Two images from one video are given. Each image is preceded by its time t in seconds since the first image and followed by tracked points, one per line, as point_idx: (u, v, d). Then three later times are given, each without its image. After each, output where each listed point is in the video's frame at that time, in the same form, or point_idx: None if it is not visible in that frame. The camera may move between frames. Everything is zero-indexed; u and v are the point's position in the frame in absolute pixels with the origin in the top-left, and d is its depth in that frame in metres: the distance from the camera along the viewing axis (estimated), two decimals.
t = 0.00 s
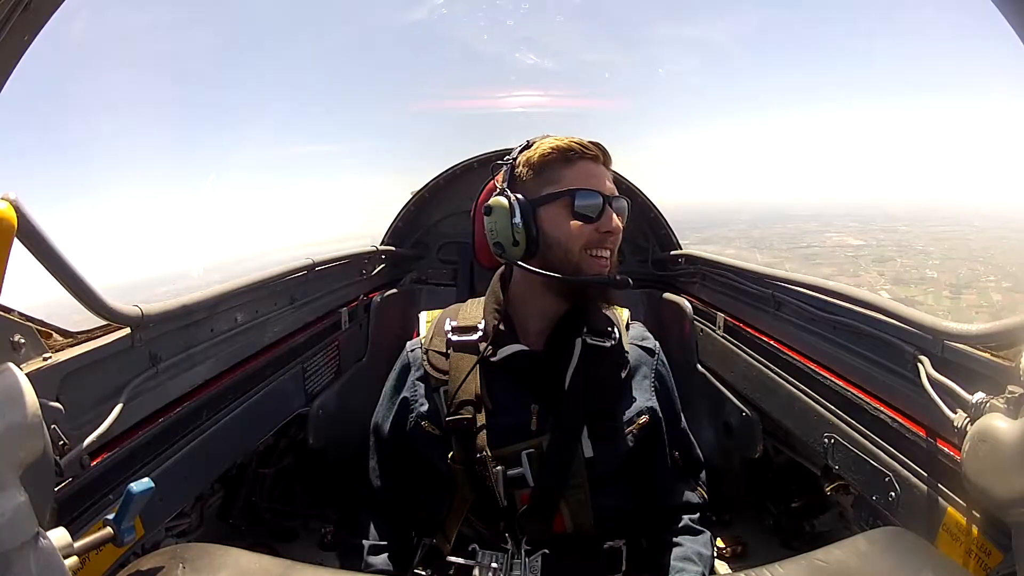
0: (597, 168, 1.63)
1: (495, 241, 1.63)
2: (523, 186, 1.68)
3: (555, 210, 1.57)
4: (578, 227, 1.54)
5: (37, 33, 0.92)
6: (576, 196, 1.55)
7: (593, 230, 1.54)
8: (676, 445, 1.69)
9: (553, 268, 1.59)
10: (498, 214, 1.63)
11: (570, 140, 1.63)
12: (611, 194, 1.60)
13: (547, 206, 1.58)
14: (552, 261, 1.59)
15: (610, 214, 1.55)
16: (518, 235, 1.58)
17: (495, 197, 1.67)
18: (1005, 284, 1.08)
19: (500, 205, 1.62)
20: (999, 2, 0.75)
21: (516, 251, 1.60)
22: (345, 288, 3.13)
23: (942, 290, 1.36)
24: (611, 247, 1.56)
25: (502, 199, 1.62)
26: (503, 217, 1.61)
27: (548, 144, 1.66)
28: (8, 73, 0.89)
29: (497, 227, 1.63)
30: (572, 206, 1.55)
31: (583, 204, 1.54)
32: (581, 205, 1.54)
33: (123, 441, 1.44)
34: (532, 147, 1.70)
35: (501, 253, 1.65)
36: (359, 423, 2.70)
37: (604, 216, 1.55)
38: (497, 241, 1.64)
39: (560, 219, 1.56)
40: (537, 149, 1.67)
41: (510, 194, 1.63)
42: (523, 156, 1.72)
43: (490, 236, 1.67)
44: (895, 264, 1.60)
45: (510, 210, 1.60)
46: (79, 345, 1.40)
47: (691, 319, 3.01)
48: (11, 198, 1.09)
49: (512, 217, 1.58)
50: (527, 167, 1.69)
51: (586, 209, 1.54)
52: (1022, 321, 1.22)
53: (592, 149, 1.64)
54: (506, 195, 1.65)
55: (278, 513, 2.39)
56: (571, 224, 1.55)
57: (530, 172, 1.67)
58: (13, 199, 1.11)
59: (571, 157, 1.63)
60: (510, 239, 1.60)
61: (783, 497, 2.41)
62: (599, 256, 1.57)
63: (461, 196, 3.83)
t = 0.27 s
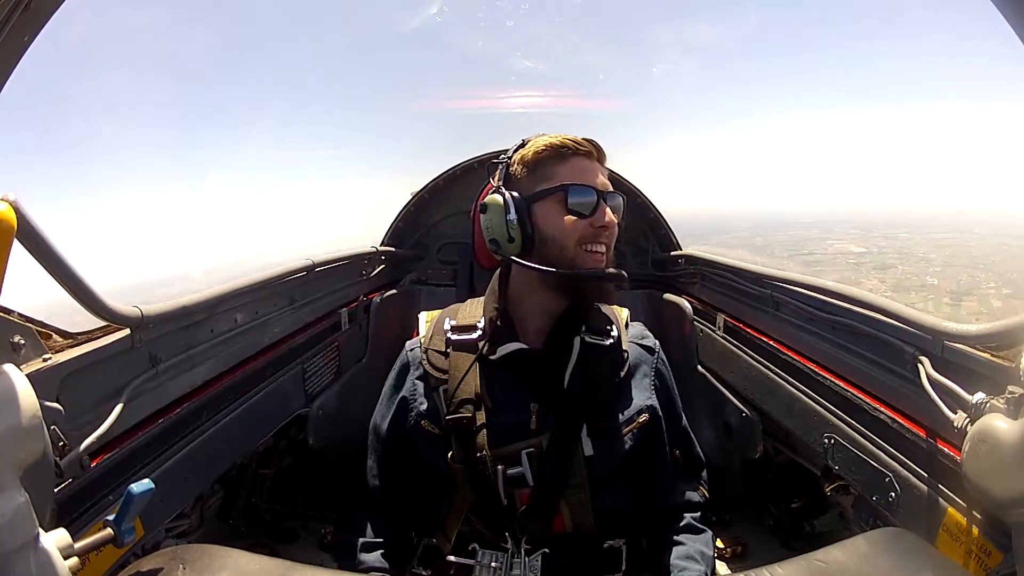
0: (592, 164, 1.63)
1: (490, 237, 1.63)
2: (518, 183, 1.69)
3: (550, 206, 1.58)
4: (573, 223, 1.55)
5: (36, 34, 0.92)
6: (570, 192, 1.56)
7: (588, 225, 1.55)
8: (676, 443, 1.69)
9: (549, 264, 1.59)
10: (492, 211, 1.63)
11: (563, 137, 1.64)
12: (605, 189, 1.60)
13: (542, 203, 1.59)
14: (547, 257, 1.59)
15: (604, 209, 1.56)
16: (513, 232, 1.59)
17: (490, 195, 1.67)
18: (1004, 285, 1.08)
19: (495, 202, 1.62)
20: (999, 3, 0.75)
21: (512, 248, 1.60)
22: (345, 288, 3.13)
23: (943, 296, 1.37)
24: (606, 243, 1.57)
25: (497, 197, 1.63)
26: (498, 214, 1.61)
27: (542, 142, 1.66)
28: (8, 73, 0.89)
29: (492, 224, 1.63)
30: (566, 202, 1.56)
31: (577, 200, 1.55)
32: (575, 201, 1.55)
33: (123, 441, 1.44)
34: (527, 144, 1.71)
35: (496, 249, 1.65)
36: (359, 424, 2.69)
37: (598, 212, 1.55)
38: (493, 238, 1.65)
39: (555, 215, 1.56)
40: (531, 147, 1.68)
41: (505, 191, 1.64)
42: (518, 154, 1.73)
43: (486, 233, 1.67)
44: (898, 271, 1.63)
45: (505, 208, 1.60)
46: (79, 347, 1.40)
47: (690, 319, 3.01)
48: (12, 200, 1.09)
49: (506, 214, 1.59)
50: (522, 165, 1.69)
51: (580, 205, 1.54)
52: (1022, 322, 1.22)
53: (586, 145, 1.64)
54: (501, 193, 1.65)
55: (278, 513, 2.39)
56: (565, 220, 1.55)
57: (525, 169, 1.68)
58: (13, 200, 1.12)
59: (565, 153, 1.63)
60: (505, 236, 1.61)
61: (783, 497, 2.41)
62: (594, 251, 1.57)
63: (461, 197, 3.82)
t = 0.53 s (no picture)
0: (587, 160, 1.63)
1: (486, 234, 1.64)
2: (514, 181, 1.70)
3: (544, 203, 1.59)
4: (567, 219, 1.55)
5: (36, 34, 0.92)
6: (563, 188, 1.56)
7: (582, 222, 1.55)
8: (676, 441, 1.69)
9: (545, 260, 1.60)
10: (488, 208, 1.64)
11: (558, 134, 1.64)
12: (600, 185, 1.60)
13: (537, 199, 1.60)
14: (543, 255, 1.60)
15: (599, 205, 1.56)
16: (507, 228, 1.60)
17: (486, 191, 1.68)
18: (1004, 284, 1.08)
19: (490, 198, 1.63)
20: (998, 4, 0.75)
21: (507, 244, 1.61)
22: (345, 288, 3.13)
23: (945, 301, 1.44)
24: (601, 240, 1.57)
25: (493, 194, 1.64)
26: (493, 211, 1.62)
27: (537, 139, 1.67)
28: (9, 73, 0.89)
29: (487, 220, 1.64)
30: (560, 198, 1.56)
31: (572, 196, 1.55)
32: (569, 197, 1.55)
33: (124, 441, 1.44)
34: (523, 142, 1.71)
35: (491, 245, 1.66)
36: (361, 424, 2.69)
37: (593, 208, 1.55)
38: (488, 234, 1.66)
39: (549, 212, 1.57)
40: (528, 144, 1.69)
41: (501, 188, 1.65)
42: (515, 152, 1.74)
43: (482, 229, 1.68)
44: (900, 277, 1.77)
45: (501, 204, 1.61)
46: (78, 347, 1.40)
47: (688, 318, 3.01)
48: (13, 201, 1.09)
49: (501, 210, 1.60)
50: (518, 162, 1.70)
51: (574, 201, 1.55)
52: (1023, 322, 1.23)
53: (581, 142, 1.64)
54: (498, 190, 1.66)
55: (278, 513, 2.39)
56: (560, 217, 1.56)
57: (521, 167, 1.68)
58: (14, 201, 1.11)
59: (561, 150, 1.63)
60: (501, 232, 1.62)
61: (784, 498, 2.41)
62: (588, 248, 1.57)
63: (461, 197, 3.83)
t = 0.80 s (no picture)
0: (568, 160, 1.64)
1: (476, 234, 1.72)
2: (502, 181, 1.74)
3: (525, 205, 1.62)
4: (544, 222, 1.59)
5: (36, 35, 0.92)
6: (540, 190, 1.59)
7: (560, 224, 1.58)
8: (675, 439, 1.68)
9: (527, 261, 1.64)
10: (479, 210, 1.73)
11: (539, 136, 1.66)
12: (579, 185, 1.62)
13: (519, 201, 1.64)
14: (525, 255, 1.65)
15: (577, 207, 1.58)
16: (491, 229, 1.66)
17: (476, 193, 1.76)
18: (1004, 284, 1.08)
19: (478, 201, 1.71)
20: (999, 3, 0.75)
21: (491, 244, 1.68)
22: (345, 288, 3.13)
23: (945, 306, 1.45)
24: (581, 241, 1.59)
25: (480, 196, 1.71)
26: (480, 213, 1.70)
27: (522, 141, 1.70)
28: (9, 73, 0.89)
29: (477, 222, 1.72)
30: (537, 200, 1.58)
31: (550, 198, 1.58)
32: (546, 199, 1.58)
33: (124, 442, 1.44)
34: (512, 142, 1.75)
35: (481, 245, 1.74)
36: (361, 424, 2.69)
37: (571, 210, 1.58)
38: (478, 235, 1.74)
39: (529, 214, 1.61)
40: (514, 144, 1.72)
41: (487, 189, 1.71)
42: (504, 153, 1.78)
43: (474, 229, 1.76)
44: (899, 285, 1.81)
45: (485, 206, 1.68)
46: (78, 347, 1.40)
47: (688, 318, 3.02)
48: (12, 202, 1.09)
49: (485, 211, 1.67)
50: (505, 163, 1.74)
51: (552, 203, 1.57)
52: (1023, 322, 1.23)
53: (562, 142, 1.66)
54: (485, 191, 1.73)
55: (278, 513, 2.39)
56: (537, 219, 1.60)
57: (507, 168, 1.73)
58: (14, 203, 1.10)
59: (544, 151, 1.65)
60: (486, 233, 1.68)
61: (784, 498, 2.41)
62: (567, 249, 1.60)
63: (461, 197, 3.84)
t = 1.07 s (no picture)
0: (567, 159, 1.64)
1: (475, 233, 1.73)
2: (501, 180, 1.75)
3: (524, 204, 1.63)
4: (543, 221, 1.59)
5: (36, 34, 0.92)
6: (540, 190, 1.59)
7: (559, 223, 1.58)
8: (673, 438, 1.65)
9: (525, 260, 1.65)
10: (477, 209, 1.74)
11: (539, 135, 1.66)
12: (579, 185, 1.62)
13: (518, 201, 1.64)
14: (524, 254, 1.65)
15: (577, 206, 1.58)
16: (490, 228, 1.67)
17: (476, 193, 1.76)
18: (1005, 285, 1.08)
19: (478, 200, 1.72)
20: (998, 3, 0.75)
21: (490, 243, 1.68)
22: (345, 288, 3.12)
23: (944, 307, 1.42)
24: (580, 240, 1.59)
25: (479, 195, 1.72)
26: (479, 212, 1.71)
27: (521, 140, 1.70)
28: (8, 73, 0.89)
29: (476, 221, 1.73)
30: (536, 199, 1.58)
31: (549, 197, 1.58)
32: (545, 198, 1.57)
33: (124, 442, 1.44)
34: (511, 142, 1.75)
35: (480, 245, 1.75)
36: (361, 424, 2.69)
37: (569, 209, 1.58)
38: (478, 233, 1.74)
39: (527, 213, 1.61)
40: (513, 144, 1.72)
41: (486, 188, 1.72)
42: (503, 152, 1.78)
43: (473, 228, 1.78)
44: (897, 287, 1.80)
45: (485, 205, 1.68)
46: (78, 347, 1.40)
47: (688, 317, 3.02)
48: (12, 202, 1.09)
49: (484, 210, 1.68)
50: (504, 163, 1.75)
51: (550, 202, 1.57)
52: None
53: (561, 141, 1.66)
54: (484, 190, 1.74)
55: (278, 513, 2.39)
56: (536, 219, 1.60)
57: (506, 167, 1.73)
58: (14, 203, 1.09)
59: (542, 150, 1.65)
60: (485, 232, 1.69)
61: (784, 498, 2.41)
62: (566, 249, 1.60)
63: (461, 198, 3.85)
